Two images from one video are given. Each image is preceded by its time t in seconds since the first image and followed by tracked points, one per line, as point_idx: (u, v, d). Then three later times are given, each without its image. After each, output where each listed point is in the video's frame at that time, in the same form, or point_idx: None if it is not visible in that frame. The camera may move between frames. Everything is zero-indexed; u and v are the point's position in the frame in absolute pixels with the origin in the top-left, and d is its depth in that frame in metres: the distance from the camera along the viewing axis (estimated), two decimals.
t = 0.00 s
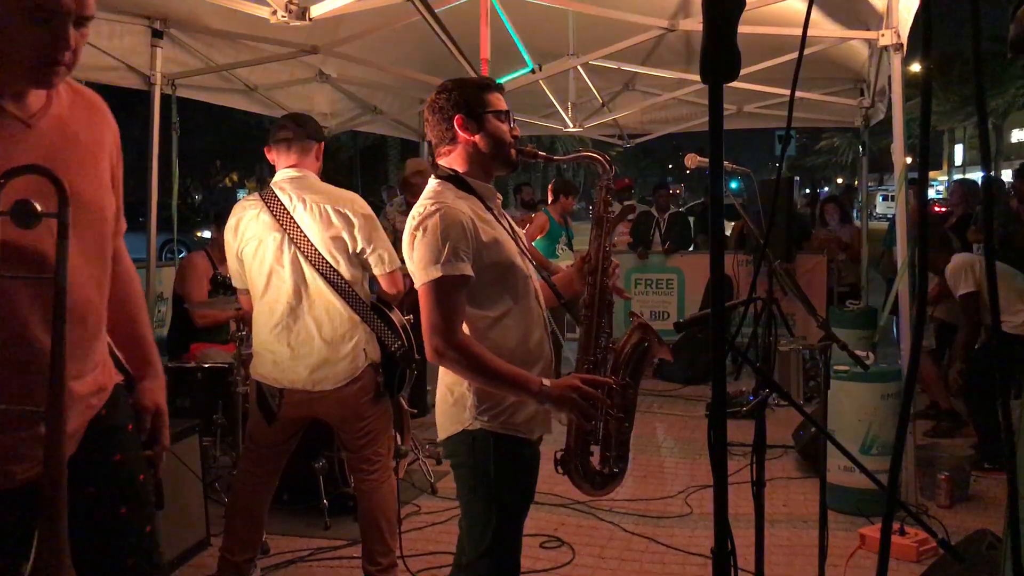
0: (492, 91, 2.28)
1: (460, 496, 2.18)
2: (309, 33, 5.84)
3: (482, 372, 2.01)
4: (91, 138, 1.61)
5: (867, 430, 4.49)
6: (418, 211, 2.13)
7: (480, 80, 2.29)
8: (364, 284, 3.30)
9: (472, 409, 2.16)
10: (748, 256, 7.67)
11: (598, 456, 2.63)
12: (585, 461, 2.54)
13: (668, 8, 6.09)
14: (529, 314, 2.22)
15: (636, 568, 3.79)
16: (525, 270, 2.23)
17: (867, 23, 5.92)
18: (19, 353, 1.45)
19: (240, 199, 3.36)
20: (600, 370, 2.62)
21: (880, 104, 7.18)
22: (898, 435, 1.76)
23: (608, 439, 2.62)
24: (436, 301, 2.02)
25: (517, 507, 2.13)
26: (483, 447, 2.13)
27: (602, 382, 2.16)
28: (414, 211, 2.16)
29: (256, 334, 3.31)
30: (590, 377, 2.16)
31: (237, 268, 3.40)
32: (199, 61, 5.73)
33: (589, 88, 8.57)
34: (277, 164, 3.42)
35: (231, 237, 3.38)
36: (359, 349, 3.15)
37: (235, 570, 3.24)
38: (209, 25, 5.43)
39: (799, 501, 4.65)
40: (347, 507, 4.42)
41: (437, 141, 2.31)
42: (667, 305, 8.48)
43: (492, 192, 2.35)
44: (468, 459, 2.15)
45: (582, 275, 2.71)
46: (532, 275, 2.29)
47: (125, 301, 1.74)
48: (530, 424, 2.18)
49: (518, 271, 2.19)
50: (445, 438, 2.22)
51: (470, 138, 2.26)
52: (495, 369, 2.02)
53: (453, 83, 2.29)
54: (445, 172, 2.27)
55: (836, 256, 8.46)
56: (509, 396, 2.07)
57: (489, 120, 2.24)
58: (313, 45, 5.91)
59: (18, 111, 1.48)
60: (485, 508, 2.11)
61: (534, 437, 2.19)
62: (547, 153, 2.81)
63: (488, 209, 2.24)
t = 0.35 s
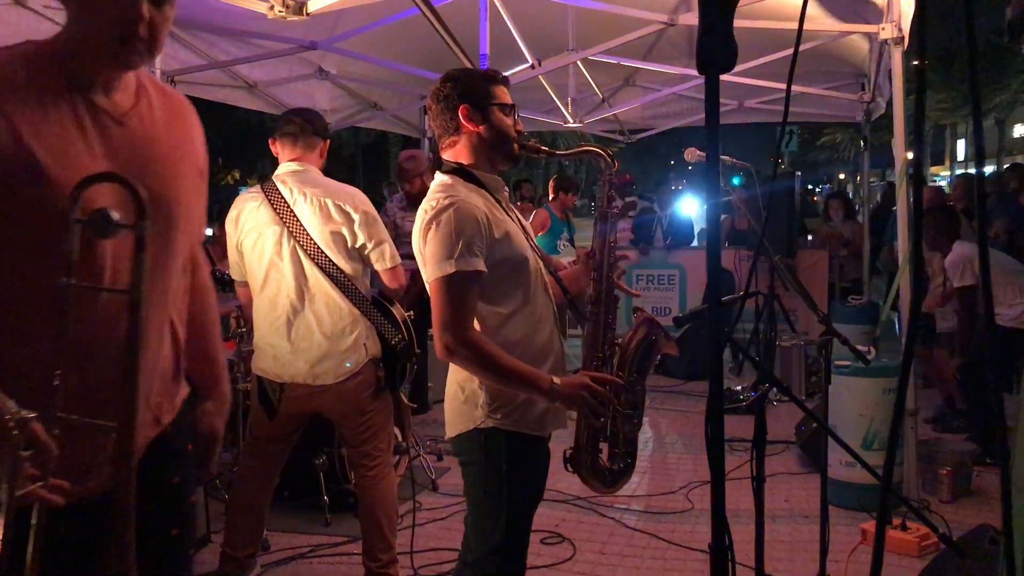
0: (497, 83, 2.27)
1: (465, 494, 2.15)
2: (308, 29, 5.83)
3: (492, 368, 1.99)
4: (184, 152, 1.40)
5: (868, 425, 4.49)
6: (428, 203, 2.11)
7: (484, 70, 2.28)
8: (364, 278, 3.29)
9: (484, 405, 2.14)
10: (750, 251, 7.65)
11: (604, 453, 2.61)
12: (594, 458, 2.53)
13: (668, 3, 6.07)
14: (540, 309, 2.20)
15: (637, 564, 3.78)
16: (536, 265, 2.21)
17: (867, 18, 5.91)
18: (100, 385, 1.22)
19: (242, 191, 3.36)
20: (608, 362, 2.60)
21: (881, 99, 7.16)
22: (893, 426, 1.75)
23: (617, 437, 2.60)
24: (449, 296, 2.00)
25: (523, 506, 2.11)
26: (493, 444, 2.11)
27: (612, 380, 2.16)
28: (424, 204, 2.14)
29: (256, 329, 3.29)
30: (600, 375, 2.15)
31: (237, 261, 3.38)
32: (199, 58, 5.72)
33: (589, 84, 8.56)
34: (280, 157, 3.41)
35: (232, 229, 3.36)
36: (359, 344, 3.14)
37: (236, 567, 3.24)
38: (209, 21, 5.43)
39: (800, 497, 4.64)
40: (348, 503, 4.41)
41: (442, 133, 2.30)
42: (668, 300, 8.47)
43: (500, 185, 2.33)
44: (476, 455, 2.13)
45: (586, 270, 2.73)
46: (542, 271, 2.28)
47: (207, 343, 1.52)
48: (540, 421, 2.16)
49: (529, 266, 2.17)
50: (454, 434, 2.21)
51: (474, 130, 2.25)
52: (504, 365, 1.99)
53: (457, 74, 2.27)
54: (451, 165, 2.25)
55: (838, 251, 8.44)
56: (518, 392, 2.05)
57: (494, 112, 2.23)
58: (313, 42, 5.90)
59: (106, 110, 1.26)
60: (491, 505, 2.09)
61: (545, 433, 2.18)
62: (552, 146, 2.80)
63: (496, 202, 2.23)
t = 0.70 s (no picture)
0: (496, 82, 2.24)
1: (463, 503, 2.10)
2: (311, 29, 5.81)
3: (492, 375, 1.95)
4: (248, 138, 1.47)
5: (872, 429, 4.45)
6: (428, 205, 2.07)
7: (479, 69, 2.25)
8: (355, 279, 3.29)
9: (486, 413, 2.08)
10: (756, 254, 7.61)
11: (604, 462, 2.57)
12: (595, 467, 2.51)
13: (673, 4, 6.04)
14: (541, 314, 2.16)
15: (637, 569, 3.75)
16: (537, 269, 2.18)
17: (874, 19, 5.87)
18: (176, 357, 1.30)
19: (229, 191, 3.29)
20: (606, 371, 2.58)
21: (888, 100, 7.11)
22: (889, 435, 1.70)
23: (617, 447, 2.55)
24: (451, 301, 1.95)
25: (525, 515, 2.06)
26: (493, 453, 2.06)
27: (613, 386, 2.13)
28: (423, 207, 2.10)
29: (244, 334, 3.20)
30: (601, 382, 2.12)
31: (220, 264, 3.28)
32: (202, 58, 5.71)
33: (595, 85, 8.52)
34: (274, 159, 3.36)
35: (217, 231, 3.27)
36: (355, 344, 3.12)
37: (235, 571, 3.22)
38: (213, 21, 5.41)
39: (805, 501, 4.60)
40: (348, 506, 4.39)
41: (440, 132, 2.26)
42: (675, 303, 8.42)
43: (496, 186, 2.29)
44: (475, 463, 2.07)
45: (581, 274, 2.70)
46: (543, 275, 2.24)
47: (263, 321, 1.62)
48: (543, 428, 2.12)
49: (530, 269, 2.13)
50: (452, 441, 2.15)
51: (471, 129, 2.22)
52: (505, 371, 1.95)
53: (457, 72, 2.24)
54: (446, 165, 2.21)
55: (844, 254, 8.39)
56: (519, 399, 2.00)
57: (494, 111, 2.20)
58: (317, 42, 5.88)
59: (174, 100, 1.34)
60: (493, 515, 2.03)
61: (547, 440, 2.13)
62: (552, 147, 2.75)
63: (494, 202, 2.19)
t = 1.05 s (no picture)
0: (494, 86, 2.22)
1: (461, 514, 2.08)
2: (325, 35, 5.81)
3: (487, 387, 1.92)
4: (265, 140, 1.36)
5: (887, 443, 4.38)
6: (428, 213, 2.04)
7: (478, 74, 2.22)
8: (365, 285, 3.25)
9: (486, 425, 2.05)
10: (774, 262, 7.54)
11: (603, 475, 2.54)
12: (593, 479, 2.47)
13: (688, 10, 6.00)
14: (542, 324, 2.13)
15: None
16: (538, 279, 2.14)
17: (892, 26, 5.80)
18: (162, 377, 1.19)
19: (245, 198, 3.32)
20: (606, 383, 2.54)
21: (907, 108, 7.04)
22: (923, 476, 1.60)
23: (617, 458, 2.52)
24: (447, 311, 1.92)
25: (523, 529, 2.03)
26: (492, 466, 2.03)
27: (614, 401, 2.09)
28: (422, 215, 2.07)
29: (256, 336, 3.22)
30: (602, 396, 2.08)
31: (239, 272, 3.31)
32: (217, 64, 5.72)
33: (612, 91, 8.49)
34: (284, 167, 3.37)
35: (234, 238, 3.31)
36: (362, 351, 3.09)
37: None
38: (228, 27, 5.43)
39: (819, 514, 4.53)
40: (356, 514, 4.37)
41: (438, 137, 2.24)
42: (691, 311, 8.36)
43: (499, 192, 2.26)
44: (472, 474, 2.05)
45: (585, 283, 2.68)
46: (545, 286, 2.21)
47: (281, 328, 1.52)
48: (543, 441, 2.08)
49: (531, 279, 2.10)
50: (451, 453, 2.12)
51: (469, 135, 2.19)
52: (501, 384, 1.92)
53: (456, 77, 2.22)
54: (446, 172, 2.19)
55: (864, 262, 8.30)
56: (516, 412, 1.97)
57: (492, 116, 2.17)
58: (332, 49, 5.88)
59: (176, 101, 1.25)
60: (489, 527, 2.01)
61: (548, 452, 2.10)
62: (554, 153, 2.72)
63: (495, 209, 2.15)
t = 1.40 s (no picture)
0: (502, 81, 2.18)
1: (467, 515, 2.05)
2: (344, 30, 5.80)
3: (494, 386, 1.89)
4: (213, 103, 1.34)
5: (909, 444, 4.30)
6: (433, 209, 2.01)
7: (486, 67, 2.19)
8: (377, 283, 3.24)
9: (493, 425, 2.02)
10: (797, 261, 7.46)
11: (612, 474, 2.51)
12: (600, 478, 2.43)
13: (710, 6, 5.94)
14: (547, 322, 2.11)
15: None
16: (543, 277, 2.12)
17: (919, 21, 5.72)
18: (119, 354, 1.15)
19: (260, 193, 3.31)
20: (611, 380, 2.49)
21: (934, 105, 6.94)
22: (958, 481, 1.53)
23: (623, 454, 2.48)
24: (453, 309, 1.90)
25: (531, 529, 2.00)
26: (498, 465, 2.00)
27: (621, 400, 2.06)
28: (428, 211, 2.04)
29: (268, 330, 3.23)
30: (608, 395, 2.06)
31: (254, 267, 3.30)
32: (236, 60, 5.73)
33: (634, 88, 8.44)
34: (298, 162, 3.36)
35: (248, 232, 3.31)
36: (373, 349, 3.09)
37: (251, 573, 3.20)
38: (247, 22, 5.43)
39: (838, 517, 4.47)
40: (370, 511, 4.35)
41: (444, 131, 2.21)
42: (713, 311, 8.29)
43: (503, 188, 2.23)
44: (479, 474, 2.02)
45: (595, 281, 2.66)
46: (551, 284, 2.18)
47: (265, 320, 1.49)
48: (550, 440, 2.05)
49: (535, 277, 2.08)
50: (457, 452, 2.10)
51: (475, 129, 2.16)
52: (508, 383, 1.89)
53: (462, 71, 2.19)
54: (452, 168, 2.16)
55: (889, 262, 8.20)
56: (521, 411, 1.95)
57: (500, 111, 2.14)
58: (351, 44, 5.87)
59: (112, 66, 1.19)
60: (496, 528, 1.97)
61: (555, 452, 2.07)
62: (563, 148, 2.67)
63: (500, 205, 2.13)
